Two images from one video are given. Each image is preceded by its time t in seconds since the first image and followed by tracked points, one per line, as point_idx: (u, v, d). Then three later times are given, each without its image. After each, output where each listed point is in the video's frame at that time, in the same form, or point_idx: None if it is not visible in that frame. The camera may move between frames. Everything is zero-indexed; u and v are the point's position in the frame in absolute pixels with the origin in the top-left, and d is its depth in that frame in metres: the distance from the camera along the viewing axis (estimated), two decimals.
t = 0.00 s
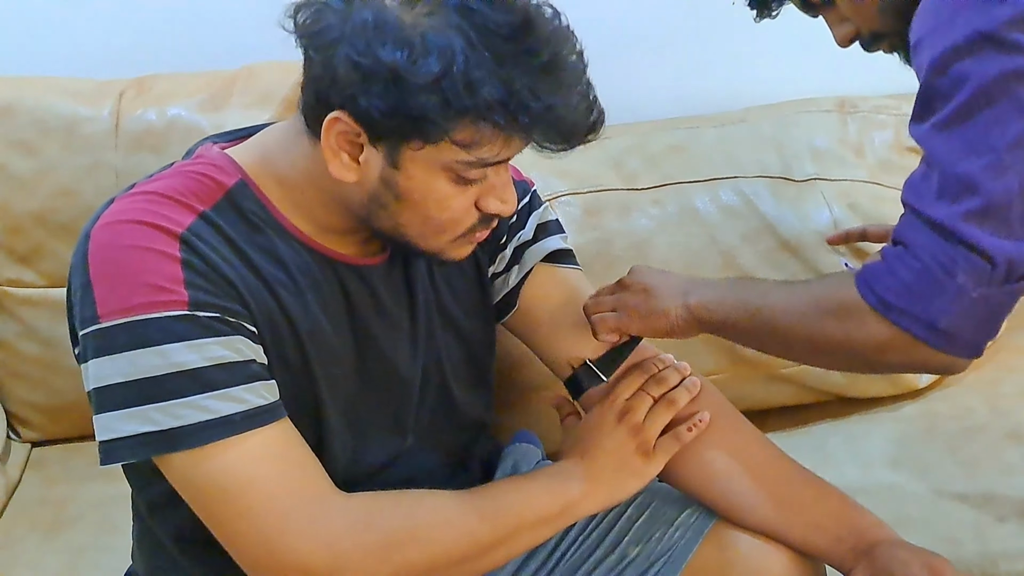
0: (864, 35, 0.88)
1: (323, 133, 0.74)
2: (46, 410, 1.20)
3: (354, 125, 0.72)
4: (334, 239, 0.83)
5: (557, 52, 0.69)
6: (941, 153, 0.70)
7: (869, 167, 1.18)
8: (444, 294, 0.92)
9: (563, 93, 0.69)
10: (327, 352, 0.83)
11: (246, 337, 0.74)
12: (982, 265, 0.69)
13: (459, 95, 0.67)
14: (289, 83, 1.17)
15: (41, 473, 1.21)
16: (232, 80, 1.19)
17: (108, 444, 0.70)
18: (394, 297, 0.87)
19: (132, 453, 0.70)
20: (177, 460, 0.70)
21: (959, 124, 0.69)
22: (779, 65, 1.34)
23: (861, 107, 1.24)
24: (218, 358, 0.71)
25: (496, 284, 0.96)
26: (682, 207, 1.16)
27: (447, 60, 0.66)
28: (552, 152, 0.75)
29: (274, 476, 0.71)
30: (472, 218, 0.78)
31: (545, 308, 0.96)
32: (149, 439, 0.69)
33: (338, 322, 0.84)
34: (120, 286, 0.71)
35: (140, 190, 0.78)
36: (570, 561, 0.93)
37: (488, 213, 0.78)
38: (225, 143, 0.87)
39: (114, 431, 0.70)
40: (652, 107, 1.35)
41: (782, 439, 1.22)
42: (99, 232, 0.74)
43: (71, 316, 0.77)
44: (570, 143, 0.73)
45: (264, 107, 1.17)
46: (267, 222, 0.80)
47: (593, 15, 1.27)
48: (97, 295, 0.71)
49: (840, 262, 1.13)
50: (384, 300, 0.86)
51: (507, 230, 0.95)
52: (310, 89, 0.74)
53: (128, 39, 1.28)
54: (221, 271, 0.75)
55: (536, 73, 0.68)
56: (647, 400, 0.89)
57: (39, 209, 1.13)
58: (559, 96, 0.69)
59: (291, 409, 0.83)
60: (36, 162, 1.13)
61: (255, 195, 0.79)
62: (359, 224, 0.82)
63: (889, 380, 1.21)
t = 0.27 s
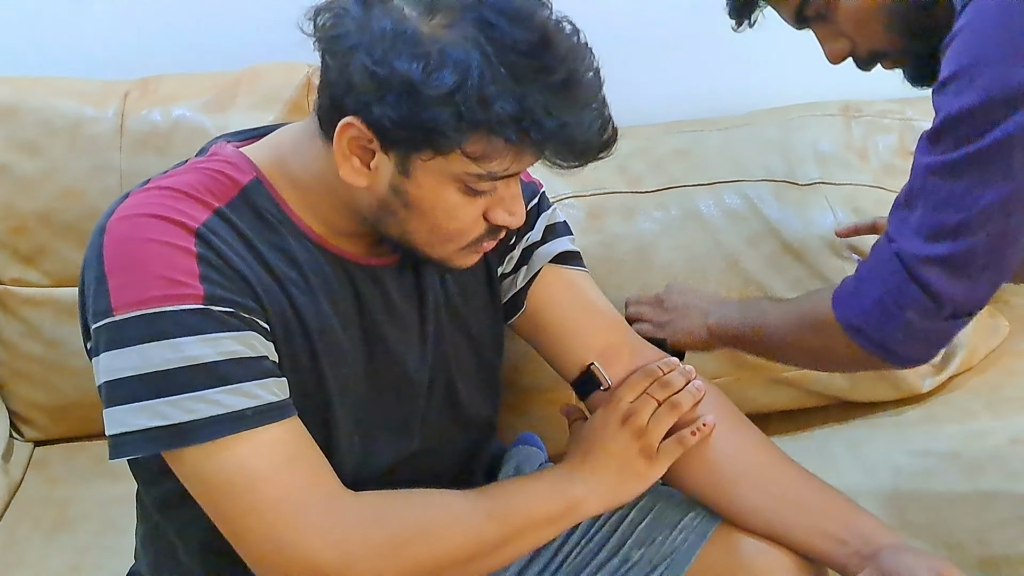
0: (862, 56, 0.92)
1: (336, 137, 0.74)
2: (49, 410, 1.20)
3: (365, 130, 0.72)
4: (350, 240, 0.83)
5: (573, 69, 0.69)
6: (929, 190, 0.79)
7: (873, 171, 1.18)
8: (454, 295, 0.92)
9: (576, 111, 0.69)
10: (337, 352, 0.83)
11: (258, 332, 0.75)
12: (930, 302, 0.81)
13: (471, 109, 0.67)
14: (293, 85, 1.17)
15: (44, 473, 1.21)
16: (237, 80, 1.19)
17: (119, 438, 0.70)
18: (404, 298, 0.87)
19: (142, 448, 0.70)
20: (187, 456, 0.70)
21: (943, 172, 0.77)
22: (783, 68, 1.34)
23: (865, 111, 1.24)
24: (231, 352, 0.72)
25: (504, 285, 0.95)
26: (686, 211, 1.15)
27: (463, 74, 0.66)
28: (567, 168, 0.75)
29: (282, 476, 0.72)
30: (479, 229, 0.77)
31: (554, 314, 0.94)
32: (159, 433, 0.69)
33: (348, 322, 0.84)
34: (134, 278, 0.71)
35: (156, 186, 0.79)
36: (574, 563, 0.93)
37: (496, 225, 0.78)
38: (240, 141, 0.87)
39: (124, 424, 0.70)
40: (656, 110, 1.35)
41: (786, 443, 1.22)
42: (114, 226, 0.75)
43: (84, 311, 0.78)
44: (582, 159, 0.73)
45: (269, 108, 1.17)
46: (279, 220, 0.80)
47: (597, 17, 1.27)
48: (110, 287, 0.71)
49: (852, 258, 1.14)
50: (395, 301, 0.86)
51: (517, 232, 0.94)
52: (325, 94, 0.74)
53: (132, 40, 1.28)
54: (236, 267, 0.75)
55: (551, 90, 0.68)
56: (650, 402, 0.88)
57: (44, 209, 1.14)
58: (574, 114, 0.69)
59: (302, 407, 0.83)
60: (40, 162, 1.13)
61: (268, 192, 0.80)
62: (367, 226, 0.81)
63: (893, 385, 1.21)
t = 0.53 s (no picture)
0: (880, 71, 0.97)
1: (334, 138, 0.75)
2: (49, 410, 1.20)
3: (362, 131, 0.72)
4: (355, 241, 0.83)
5: (573, 74, 0.68)
6: (938, 225, 0.77)
7: (876, 178, 1.18)
8: (458, 296, 0.92)
9: (574, 118, 0.68)
10: (340, 351, 0.83)
11: (263, 327, 0.75)
12: (923, 321, 0.82)
13: (468, 114, 0.66)
14: (296, 86, 1.17)
15: (43, 473, 1.21)
16: (240, 82, 1.19)
17: (123, 432, 0.71)
18: (408, 297, 0.87)
19: (146, 442, 0.70)
20: (191, 452, 0.70)
21: (958, 212, 0.76)
22: (787, 75, 1.34)
23: (868, 117, 1.24)
24: (236, 347, 0.72)
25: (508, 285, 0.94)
26: (689, 215, 1.15)
27: (460, 77, 0.66)
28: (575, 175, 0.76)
29: (285, 474, 0.72)
30: (476, 230, 0.77)
31: (559, 319, 0.94)
32: (163, 428, 0.70)
33: (352, 321, 0.84)
34: (140, 274, 0.71)
35: (161, 182, 0.79)
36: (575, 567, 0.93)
37: (492, 226, 0.77)
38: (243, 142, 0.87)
39: (129, 419, 0.70)
40: (660, 114, 1.35)
41: (787, 449, 1.22)
42: (120, 222, 0.75)
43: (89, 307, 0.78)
44: (581, 164, 0.72)
45: (272, 109, 1.17)
46: (285, 218, 0.80)
47: (601, 21, 1.27)
48: (116, 283, 0.72)
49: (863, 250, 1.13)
50: (400, 301, 0.86)
51: (522, 232, 0.94)
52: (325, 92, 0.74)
53: (137, 40, 1.28)
54: (241, 263, 0.75)
55: (549, 97, 0.67)
56: (653, 406, 0.88)
57: (46, 208, 1.14)
58: (573, 120, 0.68)
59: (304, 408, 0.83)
60: (43, 161, 1.13)
61: (272, 189, 0.80)
62: (367, 226, 0.81)
63: (894, 392, 1.21)
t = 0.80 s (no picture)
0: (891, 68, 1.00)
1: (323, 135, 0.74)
2: (51, 411, 1.21)
3: (349, 128, 0.71)
4: (355, 240, 0.82)
5: (561, 73, 0.67)
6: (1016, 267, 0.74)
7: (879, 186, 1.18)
8: (461, 298, 0.92)
9: (560, 118, 0.68)
10: (342, 351, 0.83)
11: (262, 325, 0.75)
12: None
13: (452, 114, 0.66)
14: (300, 90, 1.18)
15: (44, 475, 1.21)
16: (245, 86, 1.20)
17: (123, 432, 0.70)
18: (410, 298, 0.87)
19: (145, 441, 0.70)
20: (190, 450, 0.70)
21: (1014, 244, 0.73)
22: (790, 83, 1.34)
23: (872, 125, 1.23)
24: (236, 344, 0.72)
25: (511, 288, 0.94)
26: (692, 221, 1.15)
27: (444, 77, 0.65)
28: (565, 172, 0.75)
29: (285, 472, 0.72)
30: (466, 227, 0.77)
31: (563, 322, 0.94)
32: (164, 426, 0.70)
33: (354, 322, 0.84)
34: (141, 272, 0.72)
35: (164, 182, 0.79)
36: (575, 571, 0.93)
37: (482, 224, 0.77)
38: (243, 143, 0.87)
39: (129, 417, 0.70)
40: (663, 121, 1.35)
41: (789, 457, 1.21)
42: (122, 221, 0.75)
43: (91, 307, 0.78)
44: (569, 162, 0.72)
45: (276, 113, 1.18)
46: (289, 218, 0.80)
47: (605, 28, 1.27)
48: (119, 281, 0.72)
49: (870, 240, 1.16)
50: (402, 302, 0.86)
51: (526, 236, 0.94)
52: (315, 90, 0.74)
53: (142, 43, 1.28)
54: (242, 261, 0.76)
55: (535, 96, 0.66)
56: (657, 413, 0.88)
57: (50, 209, 1.14)
58: (558, 122, 0.68)
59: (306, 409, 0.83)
60: (48, 163, 1.14)
61: (274, 189, 0.80)
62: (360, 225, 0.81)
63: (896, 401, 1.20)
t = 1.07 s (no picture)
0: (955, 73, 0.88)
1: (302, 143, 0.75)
2: (54, 414, 1.21)
3: (325, 136, 0.71)
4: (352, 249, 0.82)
5: (534, 81, 0.66)
6: None
7: (883, 192, 1.18)
8: (460, 309, 0.92)
9: (534, 125, 0.66)
10: (340, 361, 0.83)
11: (259, 339, 0.75)
12: None
13: (418, 122, 0.65)
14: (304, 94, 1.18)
15: (47, 476, 1.21)
16: (249, 89, 1.20)
17: (124, 443, 0.71)
18: (410, 309, 0.87)
19: (147, 453, 0.70)
20: (190, 462, 0.71)
21: None
22: (794, 88, 1.34)
23: (876, 130, 1.23)
24: (233, 360, 0.72)
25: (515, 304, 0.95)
26: (694, 227, 1.15)
27: (410, 84, 0.65)
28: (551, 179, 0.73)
29: (282, 479, 0.72)
30: (449, 233, 0.76)
31: (567, 337, 0.94)
32: (163, 440, 0.70)
33: (354, 332, 0.84)
34: (139, 287, 0.72)
35: (162, 193, 0.79)
36: None
37: (466, 230, 0.76)
38: (245, 150, 0.88)
39: (130, 430, 0.71)
40: (666, 126, 1.35)
41: (789, 462, 1.21)
42: (120, 234, 0.75)
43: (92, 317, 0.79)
44: (550, 169, 0.70)
45: (280, 116, 1.18)
46: (287, 230, 0.80)
47: (609, 32, 1.27)
48: (116, 295, 0.72)
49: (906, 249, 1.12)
50: (401, 314, 0.86)
51: (528, 251, 0.94)
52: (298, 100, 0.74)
53: (147, 45, 1.28)
54: (239, 275, 0.76)
55: (506, 103, 0.65)
56: (661, 426, 0.89)
57: (53, 212, 1.14)
58: (532, 129, 0.66)
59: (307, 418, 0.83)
60: (52, 165, 1.14)
61: (271, 200, 0.80)
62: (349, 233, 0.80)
63: (899, 407, 1.20)
